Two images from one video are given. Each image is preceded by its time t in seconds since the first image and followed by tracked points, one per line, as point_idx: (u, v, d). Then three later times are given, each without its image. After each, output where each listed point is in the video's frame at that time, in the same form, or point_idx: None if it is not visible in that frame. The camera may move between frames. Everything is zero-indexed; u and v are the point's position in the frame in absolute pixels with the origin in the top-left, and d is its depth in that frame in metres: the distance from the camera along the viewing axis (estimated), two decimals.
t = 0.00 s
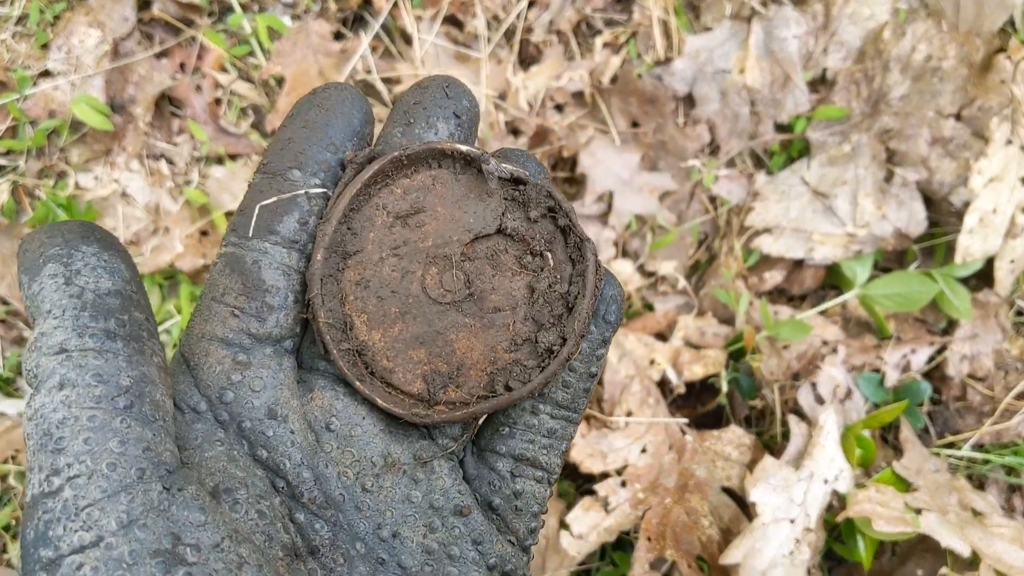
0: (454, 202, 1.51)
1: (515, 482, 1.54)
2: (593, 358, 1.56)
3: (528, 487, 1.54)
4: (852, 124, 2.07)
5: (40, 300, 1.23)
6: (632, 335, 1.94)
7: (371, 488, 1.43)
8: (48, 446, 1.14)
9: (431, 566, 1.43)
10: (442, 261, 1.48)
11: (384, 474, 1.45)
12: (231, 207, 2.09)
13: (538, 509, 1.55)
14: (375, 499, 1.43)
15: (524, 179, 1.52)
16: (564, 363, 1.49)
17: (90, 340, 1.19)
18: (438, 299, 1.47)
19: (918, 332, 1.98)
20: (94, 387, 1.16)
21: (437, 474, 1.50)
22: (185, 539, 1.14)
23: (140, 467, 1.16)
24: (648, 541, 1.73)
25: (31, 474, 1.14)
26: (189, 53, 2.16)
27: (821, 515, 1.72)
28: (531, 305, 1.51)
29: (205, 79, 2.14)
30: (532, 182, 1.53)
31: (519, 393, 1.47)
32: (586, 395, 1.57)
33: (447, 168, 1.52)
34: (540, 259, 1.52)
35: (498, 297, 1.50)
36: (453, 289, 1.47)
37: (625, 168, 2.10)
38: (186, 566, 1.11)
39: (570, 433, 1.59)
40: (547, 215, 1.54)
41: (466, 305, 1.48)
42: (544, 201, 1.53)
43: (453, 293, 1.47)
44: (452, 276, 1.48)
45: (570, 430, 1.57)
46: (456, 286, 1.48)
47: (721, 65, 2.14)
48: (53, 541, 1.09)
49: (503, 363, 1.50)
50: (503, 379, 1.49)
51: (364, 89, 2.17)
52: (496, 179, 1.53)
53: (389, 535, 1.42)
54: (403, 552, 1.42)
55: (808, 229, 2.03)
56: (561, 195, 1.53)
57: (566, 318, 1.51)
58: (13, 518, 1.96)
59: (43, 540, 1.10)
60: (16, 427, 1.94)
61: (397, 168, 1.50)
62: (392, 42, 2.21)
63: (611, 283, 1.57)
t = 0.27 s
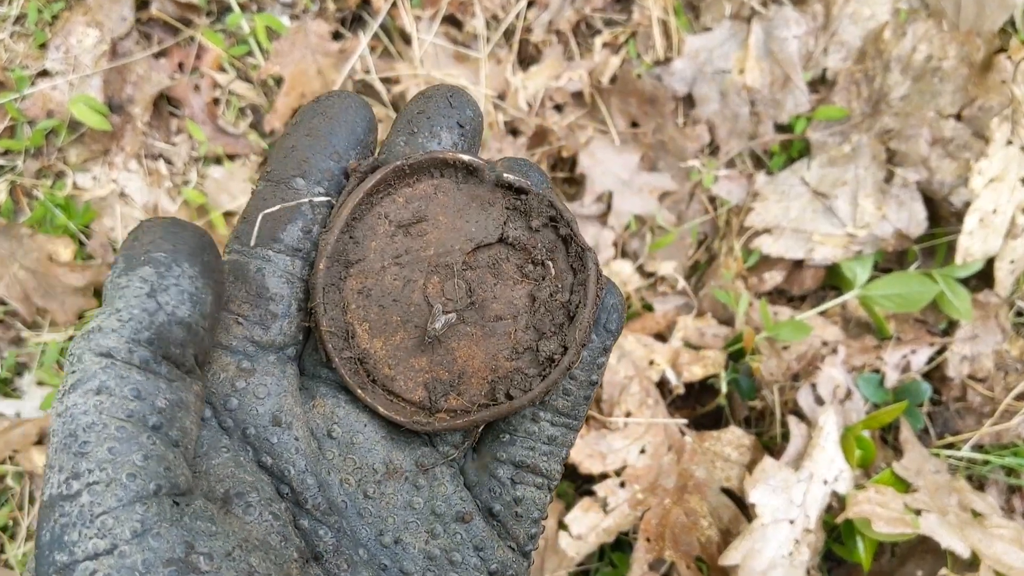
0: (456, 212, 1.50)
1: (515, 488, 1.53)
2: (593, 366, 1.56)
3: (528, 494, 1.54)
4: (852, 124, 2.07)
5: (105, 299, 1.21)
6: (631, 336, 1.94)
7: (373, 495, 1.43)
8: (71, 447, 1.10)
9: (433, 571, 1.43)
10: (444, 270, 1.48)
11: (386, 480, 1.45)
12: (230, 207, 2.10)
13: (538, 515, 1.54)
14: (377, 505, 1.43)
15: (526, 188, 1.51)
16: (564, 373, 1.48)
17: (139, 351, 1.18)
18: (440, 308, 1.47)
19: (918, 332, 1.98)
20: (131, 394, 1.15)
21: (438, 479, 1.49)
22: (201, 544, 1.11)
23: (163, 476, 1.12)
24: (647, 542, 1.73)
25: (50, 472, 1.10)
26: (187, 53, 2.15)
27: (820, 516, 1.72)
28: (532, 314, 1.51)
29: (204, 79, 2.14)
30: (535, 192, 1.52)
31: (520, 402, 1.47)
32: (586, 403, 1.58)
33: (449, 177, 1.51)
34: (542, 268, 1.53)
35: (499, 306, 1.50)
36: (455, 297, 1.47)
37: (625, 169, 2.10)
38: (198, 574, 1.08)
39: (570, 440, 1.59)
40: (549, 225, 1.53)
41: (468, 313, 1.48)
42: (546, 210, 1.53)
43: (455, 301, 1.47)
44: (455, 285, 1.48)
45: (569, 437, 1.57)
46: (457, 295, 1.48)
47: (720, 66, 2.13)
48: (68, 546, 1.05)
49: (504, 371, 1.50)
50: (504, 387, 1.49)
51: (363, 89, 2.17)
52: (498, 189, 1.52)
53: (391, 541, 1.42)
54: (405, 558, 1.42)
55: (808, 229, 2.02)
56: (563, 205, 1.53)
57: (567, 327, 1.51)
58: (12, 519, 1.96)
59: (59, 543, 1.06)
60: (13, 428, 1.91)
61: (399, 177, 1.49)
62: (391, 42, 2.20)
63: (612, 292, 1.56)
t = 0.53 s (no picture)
0: (430, 220, 1.42)
1: (492, 494, 1.53)
2: (564, 370, 1.53)
3: (507, 498, 1.54)
4: (851, 120, 2.06)
5: (307, 323, 1.22)
6: (630, 333, 1.93)
7: (359, 499, 1.43)
8: (207, 441, 1.08)
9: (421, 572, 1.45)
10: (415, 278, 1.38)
11: (370, 485, 1.44)
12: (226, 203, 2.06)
13: (519, 517, 1.55)
14: (365, 508, 1.44)
15: (495, 195, 1.40)
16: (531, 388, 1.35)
17: (299, 389, 1.19)
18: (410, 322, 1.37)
19: (917, 330, 1.97)
20: (259, 400, 1.13)
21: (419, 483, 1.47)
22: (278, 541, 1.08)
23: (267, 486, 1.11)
24: (645, 540, 1.73)
25: (159, 452, 1.06)
26: (184, 49, 2.14)
27: (820, 514, 1.71)
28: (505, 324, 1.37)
29: (200, 75, 2.12)
30: (504, 199, 1.41)
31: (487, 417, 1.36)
32: (560, 406, 1.55)
33: (422, 186, 1.46)
34: (516, 276, 1.39)
35: (470, 319, 1.37)
36: (422, 311, 1.37)
37: (623, 165, 2.09)
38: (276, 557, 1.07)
39: (546, 442, 1.57)
40: (520, 232, 1.41)
41: (438, 327, 1.37)
42: (515, 217, 1.40)
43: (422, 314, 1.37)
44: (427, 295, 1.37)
45: (545, 440, 1.56)
46: (426, 308, 1.37)
47: (719, 62, 2.12)
48: (161, 524, 1.02)
49: (475, 386, 1.38)
50: (474, 403, 1.38)
51: (360, 85, 2.16)
52: (470, 196, 1.43)
53: (380, 543, 1.43)
54: (395, 560, 1.44)
55: (807, 226, 2.02)
56: (533, 211, 1.39)
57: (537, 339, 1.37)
58: (7, 517, 1.94)
59: (151, 518, 1.02)
60: (7, 425, 1.90)
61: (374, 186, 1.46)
62: (389, 38, 2.19)
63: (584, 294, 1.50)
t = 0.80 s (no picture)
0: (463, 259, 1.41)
1: (500, 561, 1.47)
2: (584, 477, 1.37)
3: (513, 567, 1.46)
4: (853, 117, 2.05)
5: (360, 316, 1.25)
6: (630, 331, 1.92)
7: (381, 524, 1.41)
8: (325, 433, 1.16)
9: None
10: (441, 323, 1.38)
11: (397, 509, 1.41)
12: (225, 200, 2.05)
13: None
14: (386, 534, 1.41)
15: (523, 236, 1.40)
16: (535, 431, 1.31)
17: (393, 376, 1.24)
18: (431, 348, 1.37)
19: (918, 328, 1.96)
20: (366, 395, 1.20)
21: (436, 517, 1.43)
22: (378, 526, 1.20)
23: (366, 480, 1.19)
24: (645, 539, 1.74)
25: (280, 442, 1.15)
26: (182, 45, 2.12)
27: (820, 512, 1.71)
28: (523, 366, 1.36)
29: (199, 72, 2.11)
30: (531, 241, 1.41)
31: (491, 454, 1.32)
32: (577, 502, 1.41)
33: (461, 224, 1.44)
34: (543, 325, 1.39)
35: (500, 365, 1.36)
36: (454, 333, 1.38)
37: (623, 163, 2.07)
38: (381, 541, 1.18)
39: (558, 532, 1.45)
40: (544, 275, 1.40)
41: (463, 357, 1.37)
42: (540, 260, 1.40)
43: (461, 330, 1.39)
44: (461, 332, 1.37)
45: (558, 527, 1.43)
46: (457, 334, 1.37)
47: (720, 59, 2.11)
48: (289, 499, 1.13)
49: (486, 421, 1.36)
50: (481, 437, 1.35)
51: (359, 82, 2.15)
52: (502, 235, 1.43)
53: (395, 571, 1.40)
54: None
55: (808, 224, 2.01)
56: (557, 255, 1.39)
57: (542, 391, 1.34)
58: (4, 515, 1.94)
59: (281, 493, 1.13)
60: (4, 423, 1.92)
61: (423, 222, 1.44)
62: (387, 34, 2.17)
63: (606, 389, 1.35)
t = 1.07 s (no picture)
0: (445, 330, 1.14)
1: None
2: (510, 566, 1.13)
3: None
4: (853, 112, 2.03)
5: (337, 293, 1.13)
6: (628, 327, 1.90)
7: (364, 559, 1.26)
8: (337, 403, 1.03)
9: None
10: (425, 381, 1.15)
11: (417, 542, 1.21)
12: (220, 194, 2.03)
13: None
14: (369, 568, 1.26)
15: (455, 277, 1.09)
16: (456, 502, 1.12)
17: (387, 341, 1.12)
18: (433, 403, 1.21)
19: (919, 324, 1.95)
20: (367, 360, 1.07)
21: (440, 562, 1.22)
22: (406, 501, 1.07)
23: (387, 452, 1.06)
24: (643, 536, 1.72)
25: (296, 418, 1.02)
26: (178, 39, 2.09)
27: (819, 509, 1.70)
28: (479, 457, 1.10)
29: (194, 65, 2.08)
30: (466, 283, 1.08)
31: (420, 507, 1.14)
32: None
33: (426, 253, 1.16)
34: (478, 404, 1.06)
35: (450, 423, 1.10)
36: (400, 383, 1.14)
37: (622, 157, 2.06)
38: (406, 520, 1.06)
39: None
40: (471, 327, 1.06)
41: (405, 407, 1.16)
42: (464, 310, 1.07)
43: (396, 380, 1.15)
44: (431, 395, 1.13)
45: None
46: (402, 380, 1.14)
47: (720, 53, 2.09)
48: (318, 470, 1.00)
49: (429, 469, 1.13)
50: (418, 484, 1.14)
51: (356, 76, 2.12)
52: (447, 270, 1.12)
53: None
54: None
55: (808, 219, 2.00)
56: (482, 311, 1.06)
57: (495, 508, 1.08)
58: None
59: (309, 465, 1.00)
60: None
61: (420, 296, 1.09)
62: (384, 27, 2.14)
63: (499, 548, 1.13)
